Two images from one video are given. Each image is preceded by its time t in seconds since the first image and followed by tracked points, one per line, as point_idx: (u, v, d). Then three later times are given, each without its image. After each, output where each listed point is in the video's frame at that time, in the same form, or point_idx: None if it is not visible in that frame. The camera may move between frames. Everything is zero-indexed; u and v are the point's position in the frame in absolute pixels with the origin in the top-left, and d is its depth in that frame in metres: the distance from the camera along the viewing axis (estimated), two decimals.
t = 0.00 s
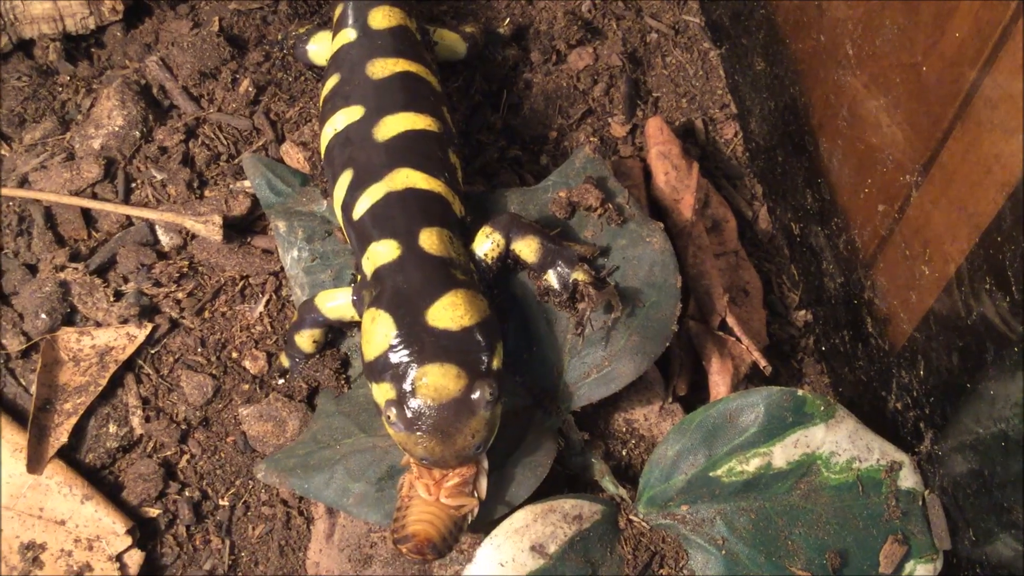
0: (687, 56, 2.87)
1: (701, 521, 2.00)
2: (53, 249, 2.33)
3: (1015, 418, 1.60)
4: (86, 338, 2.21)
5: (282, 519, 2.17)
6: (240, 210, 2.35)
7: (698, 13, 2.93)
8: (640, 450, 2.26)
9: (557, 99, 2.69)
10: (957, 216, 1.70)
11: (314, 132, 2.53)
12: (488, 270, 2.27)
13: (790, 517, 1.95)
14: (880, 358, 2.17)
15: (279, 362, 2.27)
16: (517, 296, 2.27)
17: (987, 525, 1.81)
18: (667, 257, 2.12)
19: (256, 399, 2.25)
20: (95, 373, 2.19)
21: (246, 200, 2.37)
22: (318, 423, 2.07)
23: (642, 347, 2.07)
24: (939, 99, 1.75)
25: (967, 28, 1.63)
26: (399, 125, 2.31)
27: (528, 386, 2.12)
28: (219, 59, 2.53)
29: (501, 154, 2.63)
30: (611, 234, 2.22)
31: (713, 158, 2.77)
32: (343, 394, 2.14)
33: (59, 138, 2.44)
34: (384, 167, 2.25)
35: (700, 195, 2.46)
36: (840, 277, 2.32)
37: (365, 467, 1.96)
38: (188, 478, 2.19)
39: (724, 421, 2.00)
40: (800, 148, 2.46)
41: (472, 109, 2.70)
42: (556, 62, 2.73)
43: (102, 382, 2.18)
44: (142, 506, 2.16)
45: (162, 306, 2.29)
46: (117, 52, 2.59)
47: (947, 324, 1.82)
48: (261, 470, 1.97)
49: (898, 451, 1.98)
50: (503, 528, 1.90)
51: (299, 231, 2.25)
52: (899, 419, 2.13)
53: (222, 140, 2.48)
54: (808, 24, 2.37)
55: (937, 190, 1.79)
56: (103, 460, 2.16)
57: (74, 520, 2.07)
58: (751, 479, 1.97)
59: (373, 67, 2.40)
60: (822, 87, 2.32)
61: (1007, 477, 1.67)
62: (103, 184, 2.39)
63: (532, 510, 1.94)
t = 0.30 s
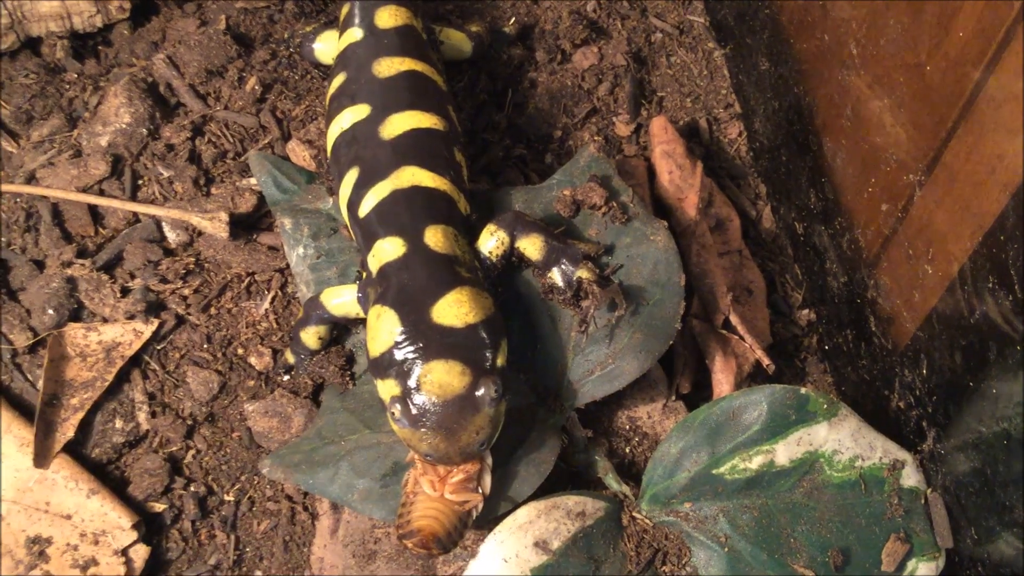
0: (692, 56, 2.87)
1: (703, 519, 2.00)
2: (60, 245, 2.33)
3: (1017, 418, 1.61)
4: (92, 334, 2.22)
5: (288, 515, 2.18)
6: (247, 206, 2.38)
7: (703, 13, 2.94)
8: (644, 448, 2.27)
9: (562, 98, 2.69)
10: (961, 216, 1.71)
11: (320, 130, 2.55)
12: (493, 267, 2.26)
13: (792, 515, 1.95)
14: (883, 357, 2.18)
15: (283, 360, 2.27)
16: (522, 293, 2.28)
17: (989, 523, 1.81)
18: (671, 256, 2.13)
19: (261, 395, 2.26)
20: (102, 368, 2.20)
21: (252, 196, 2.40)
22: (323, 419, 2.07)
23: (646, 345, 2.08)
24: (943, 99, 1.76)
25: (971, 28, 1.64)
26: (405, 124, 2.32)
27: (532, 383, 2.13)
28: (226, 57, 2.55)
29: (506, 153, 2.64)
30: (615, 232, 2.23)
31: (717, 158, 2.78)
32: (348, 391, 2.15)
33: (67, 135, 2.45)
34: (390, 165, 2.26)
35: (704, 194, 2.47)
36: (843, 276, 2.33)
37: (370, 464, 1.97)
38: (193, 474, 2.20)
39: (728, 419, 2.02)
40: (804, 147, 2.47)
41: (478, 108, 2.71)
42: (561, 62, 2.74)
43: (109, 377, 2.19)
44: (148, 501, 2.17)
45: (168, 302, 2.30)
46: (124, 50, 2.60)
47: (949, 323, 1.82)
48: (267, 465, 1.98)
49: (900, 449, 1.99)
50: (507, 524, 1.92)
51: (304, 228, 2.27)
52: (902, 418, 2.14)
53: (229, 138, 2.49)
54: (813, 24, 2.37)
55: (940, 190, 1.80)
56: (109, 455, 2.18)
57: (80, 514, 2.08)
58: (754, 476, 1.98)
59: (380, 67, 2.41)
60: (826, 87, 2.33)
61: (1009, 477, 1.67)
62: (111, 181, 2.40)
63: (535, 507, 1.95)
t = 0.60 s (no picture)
0: (696, 55, 2.87)
1: (706, 516, 2.00)
2: (65, 241, 2.34)
3: (1021, 416, 1.60)
4: (97, 329, 2.22)
5: (291, 511, 2.18)
6: (251, 202, 2.39)
7: (708, 12, 2.94)
8: (647, 445, 2.27)
9: (567, 96, 2.69)
10: (965, 215, 1.71)
11: (325, 127, 2.55)
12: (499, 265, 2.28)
13: (795, 513, 1.95)
14: (887, 356, 2.18)
15: (287, 353, 2.27)
16: (526, 294, 2.28)
17: (993, 522, 1.81)
18: (674, 255, 2.13)
19: (264, 392, 2.24)
20: (107, 364, 2.20)
21: (257, 192, 2.41)
22: (326, 417, 2.08)
23: (649, 341, 2.08)
24: (948, 98, 1.76)
25: (977, 27, 1.64)
26: (407, 132, 2.31)
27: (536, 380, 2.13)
28: (228, 52, 2.55)
29: (510, 150, 2.64)
30: (616, 233, 2.22)
31: (721, 157, 2.77)
32: (352, 387, 2.16)
33: (72, 131, 2.45)
34: (394, 174, 2.26)
35: (709, 192, 2.46)
36: (847, 275, 2.33)
37: (374, 460, 1.96)
38: (197, 469, 2.21)
39: (731, 416, 2.02)
40: (808, 146, 2.47)
41: (483, 105, 2.71)
42: (565, 60, 2.74)
43: (114, 372, 2.19)
44: (151, 496, 2.17)
45: (172, 298, 2.30)
46: (129, 47, 2.60)
47: (953, 322, 1.82)
48: (270, 462, 1.98)
49: (903, 448, 2.00)
50: (510, 521, 1.93)
51: (309, 224, 2.27)
52: (906, 416, 2.14)
53: (234, 134, 2.50)
54: (818, 22, 2.38)
55: (945, 189, 1.80)
56: (113, 450, 2.18)
57: (84, 509, 2.08)
58: (757, 474, 1.98)
59: (383, 77, 2.40)
60: (831, 86, 2.33)
61: (1013, 475, 1.67)
62: (116, 177, 2.40)
63: (537, 504, 1.96)
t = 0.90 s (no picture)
0: (696, 54, 2.87)
1: (705, 515, 2.01)
2: (65, 238, 2.34)
3: (1020, 416, 1.60)
4: (96, 327, 2.22)
5: (290, 508, 2.18)
6: (250, 201, 2.38)
7: (708, 11, 2.94)
8: (646, 444, 2.27)
9: (567, 94, 2.69)
10: (964, 214, 1.71)
11: (324, 125, 2.53)
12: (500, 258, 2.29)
13: (794, 512, 1.96)
14: (886, 355, 2.18)
15: (286, 350, 2.27)
16: (527, 293, 2.29)
17: (991, 521, 1.81)
18: (674, 253, 2.13)
19: (264, 390, 2.25)
20: (106, 361, 2.20)
21: (257, 190, 2.39)
22: (326, 415, 2.09)
23: (648, 339, 2.08)
24: (948, 98, 1.76)
25: (976, 28, 1.64)
26: (408, 122, 2.31)
27: (535, 378, 2.13)
28: (229, 50, 2.54)
29: (510, 149, 2.63)
30: (616, 234, 2.22)
31: (721, 156, 2.77)
32: (352, 385, 2.16)
33: (72, 128, 2.46)
34: (395, 162, 2.26)
35: (709, 191, 2.46)
36: (847, 274, 2.33)
37: (373, 458, 1.96)
38: (196, 467, 2.21)
39: (731, 415, 2.03)
40: (809, 146, 2.47)
41: (483, 104, 2.71)
42: (566, 59, 2.74)
43: (113, 369, 2.19)
44: (151, 493, 2.17)
45: (172, 295, 2.30)
46: (129, 45, 2.60)
47: (953, 321, 1.83)
48: (269, 459, 1.99)
49: (902, 447, 2.00)
50: (509, 519, 1.92)
51: (309, 222, 2.27)
52: (905, 416, 2.14)
53: (234, 132, 2.50)
54: (818, 22, 2.38)
55: (945, 189, 1.80)
56: (112, 447, 2.18)
57: (83, 506, 2.08)
58: (756, 473, 1.99)
59: (382, 68, 2.40)
60: (832, 86, 2.33)
61: (1011, 474, 1.67)
62: (116, 174, 2.40)
63: (537, 501, 1.96)
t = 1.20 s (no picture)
0: (691, 58, 2.87)
1: (700, 520, 2.00)
2: (57, 241, 2.33)
3: (1016, 420, 1.60)
4: (89, 330, 2.21)
5: (282, 513, 2.17)
6: (244, 204, 2.37)
7: (702, 16, 2.94)
8: (641, 449, 2.26)
9: (561, 98, 2.69)
10: (958, 220, 1.72)
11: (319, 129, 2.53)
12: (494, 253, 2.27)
13: (789, 517, 1.95)
14: (881, 360, 2.18)
15: (280, 354, 2.26)
16: (524, 296, 2.28)
17: (986, 527, 1.80)
18: (669, 258, 2.13)
19: (256, 394, 2.24)
20: (98, 365, 2.19)
21: (250, 193, 2.39)
22: (319, 419, 2.07)
23: (644, 344, 2.08)
24: (943, 103, 1.76)
25: (971, 33, 1.65)
26: (399, 109, 2.31)
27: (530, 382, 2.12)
28: (223, 53, 2.53)
29: (504, 152, 2.63)
30: (610, 237, 2.22)
31: (716, 160, 2.77)
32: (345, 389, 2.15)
33: (64, 131, 2.44)
34: (386, 147, 2.25)
35: (703, 195, 2.46)
36: (841, 279, 2.33)
37: (366, 461, 1.95)
38: (188, 471, 2.19)
39: (725, 420, 2.03)
40: (803, 150, 2.47)
41: (477, 107, 2.70)
42: (560, 62, 2.74)
43: (105, 373, 2.18)
44: (142, 498, 2.16)
45: (164, 299, 2.29)
46: (122, 48, 2.59)
47: (948, 327, 1.82)
48: (262, 464, 1.98)
49: (897, 452, 2.00)
50: (502, 524, 1.92)
51: (302, 225, 2.27)
52: (900, 420, 2.14)
53: (227, 135, 2.49)
54: (812, 27, 2.38)
55: (939, 193, 1.80)
56: (103, 452, 2.17)
57: (74, 511, 2.07)
58: (751, 478, 1.98)
59: (371, 56, 2.40)
60: (826, 91, 2.34)
61: (1006, 479, 1.67)
62: (108, 177, 2.39)
63: (531, 506, 1.95)
